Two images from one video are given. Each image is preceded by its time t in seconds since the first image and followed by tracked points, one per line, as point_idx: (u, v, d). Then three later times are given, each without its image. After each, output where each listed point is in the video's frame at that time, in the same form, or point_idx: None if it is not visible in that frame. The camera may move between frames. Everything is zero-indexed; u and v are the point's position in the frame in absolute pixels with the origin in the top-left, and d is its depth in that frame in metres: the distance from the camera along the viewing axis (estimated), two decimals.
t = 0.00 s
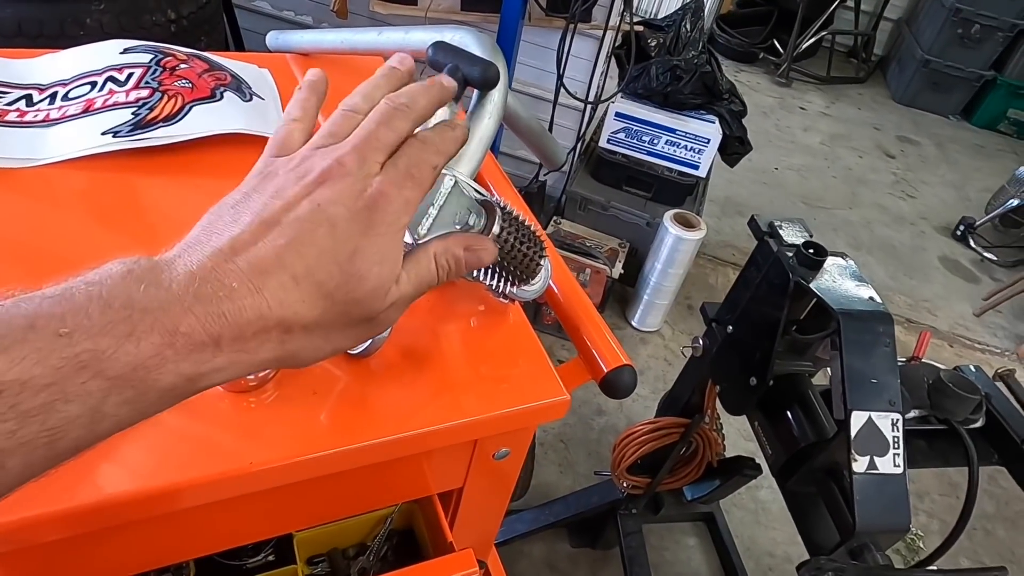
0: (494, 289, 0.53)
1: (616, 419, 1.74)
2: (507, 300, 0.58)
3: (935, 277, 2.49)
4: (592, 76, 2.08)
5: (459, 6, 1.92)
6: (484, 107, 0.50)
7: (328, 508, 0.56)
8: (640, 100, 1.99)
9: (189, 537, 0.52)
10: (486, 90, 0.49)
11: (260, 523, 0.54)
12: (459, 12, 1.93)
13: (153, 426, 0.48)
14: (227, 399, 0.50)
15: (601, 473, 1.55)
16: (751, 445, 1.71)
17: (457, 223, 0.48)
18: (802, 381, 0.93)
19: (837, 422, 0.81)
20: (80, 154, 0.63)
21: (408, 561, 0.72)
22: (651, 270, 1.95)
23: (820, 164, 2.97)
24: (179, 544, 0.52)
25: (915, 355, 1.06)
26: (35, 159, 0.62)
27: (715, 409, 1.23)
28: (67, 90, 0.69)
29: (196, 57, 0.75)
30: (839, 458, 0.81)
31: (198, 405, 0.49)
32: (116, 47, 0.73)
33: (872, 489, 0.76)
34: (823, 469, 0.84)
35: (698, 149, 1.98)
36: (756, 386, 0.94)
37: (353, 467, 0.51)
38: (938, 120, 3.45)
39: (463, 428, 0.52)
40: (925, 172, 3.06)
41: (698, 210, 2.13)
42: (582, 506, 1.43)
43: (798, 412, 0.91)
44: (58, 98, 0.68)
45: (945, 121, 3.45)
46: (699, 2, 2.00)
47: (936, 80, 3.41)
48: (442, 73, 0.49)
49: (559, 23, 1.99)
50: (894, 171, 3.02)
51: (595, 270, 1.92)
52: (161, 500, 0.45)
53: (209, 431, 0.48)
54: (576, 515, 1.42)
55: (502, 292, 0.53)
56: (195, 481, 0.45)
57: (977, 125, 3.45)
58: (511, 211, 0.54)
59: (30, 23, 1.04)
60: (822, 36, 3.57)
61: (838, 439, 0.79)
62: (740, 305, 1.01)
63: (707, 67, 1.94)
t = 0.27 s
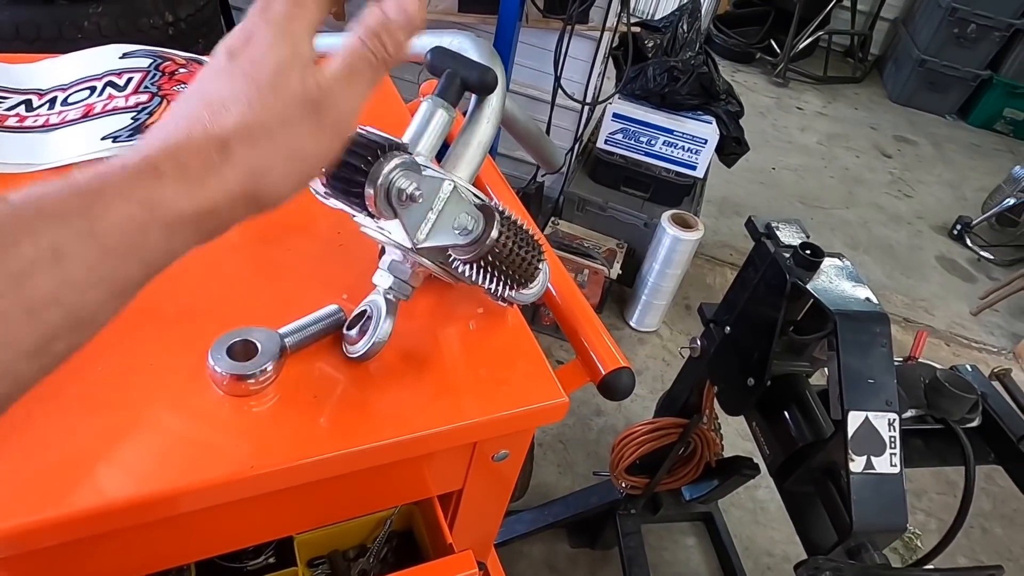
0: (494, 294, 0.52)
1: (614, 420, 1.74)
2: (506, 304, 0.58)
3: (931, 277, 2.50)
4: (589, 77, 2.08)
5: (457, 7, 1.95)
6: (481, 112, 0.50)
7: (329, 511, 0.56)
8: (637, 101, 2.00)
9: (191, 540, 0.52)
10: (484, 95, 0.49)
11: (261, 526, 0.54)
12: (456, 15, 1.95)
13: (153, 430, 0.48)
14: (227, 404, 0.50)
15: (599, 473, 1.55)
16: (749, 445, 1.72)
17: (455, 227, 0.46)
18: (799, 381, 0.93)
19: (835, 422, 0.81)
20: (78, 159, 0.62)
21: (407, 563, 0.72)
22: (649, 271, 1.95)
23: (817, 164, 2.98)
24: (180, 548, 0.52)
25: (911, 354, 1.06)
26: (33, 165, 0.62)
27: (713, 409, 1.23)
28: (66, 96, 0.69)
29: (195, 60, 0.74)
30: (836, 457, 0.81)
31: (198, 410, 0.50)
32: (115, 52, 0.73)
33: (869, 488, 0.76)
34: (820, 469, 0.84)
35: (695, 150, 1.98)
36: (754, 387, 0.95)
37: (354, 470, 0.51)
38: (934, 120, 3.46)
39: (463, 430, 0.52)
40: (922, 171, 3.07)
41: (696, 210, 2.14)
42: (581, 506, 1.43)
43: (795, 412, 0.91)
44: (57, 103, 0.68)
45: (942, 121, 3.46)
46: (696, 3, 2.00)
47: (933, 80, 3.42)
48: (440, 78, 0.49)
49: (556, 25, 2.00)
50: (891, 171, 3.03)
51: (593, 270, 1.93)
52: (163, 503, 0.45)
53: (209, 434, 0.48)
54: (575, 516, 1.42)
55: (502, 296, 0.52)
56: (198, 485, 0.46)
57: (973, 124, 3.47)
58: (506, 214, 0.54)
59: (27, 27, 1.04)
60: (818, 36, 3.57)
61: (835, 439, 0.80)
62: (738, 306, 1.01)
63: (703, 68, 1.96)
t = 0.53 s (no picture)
0: (486, 297, 0.52)
1: (612, 420, 1.74)
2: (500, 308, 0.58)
3: (928, 276, 2.50)
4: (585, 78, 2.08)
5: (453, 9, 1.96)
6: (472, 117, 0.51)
7: (324, 515, 0.56)
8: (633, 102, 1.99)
9: (186, 545, 0.52)
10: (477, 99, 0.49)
11: (256, 530, 0.54)
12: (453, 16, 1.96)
13: (149, 433, 0.48)
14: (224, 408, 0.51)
15: (597, 474, 1.55)
16: (746, 445, 1.72)
17: (447, 232, 0.47)
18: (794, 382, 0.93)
19: (830, 423, 0.81)
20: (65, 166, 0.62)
21: (403, 566, 0.72)
22: (646, 271, 1.95)
23: (814, 164, 2.98)
24: (176, 552, 0.52)
25: (907, 355, 1.06)
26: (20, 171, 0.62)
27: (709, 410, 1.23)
28: (60, 99, 0.68)
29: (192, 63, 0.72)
30: (832, 458, 0.81)
31: (193, 413, 0.50)
32: (111, 55, 0.71)
33: (865, 488, 0.76)
34: (817, 470, 0.84)
35: (692, 151, 1.98)
36: (750, 388, 0.95)
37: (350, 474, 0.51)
38: (931, 120, 3.46)
39: (458, 433, 0.52)
40: (918, 171, 3.07)
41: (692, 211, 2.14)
42: (578, 507, 1.43)
43: (791, 412, 0.91)
44: (50, 107, 0.67)
45: (938, 121, 3.47)
46: (692, 4, 2.01)
47: (929, 80, 3.42)
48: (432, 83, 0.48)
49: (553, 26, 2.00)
50: (888, 170, 3.04)
51: (590, 271, 1.93)
52: (159, 507, 0.45)
53: (204, 437, 0.48)
54: (572, 517, 1.43)
55: (494, 299, 0.52)
56: (194, 488, 0.46)
57: (970, 124, 3.47)
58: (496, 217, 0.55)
59: (21, 29, 1.11)
60: (815, 37, 3.58)
61: (831, 439, 0.80)
62: (734, 307, 1.01)
63: (700, 69, 1.95)
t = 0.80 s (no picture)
0: (488, 306, 0.53)
1: (612, 423, 1.75)
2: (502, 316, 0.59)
3: (927, 278, 2.51)
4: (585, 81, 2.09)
5: (452, 13, 1.96)
6: (475, 129, 0.48)
7: (327, 522, 0.56)
8: (632, 105, 2.00)
9: (190, 553, 0.52)
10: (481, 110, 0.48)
11: (260, 538, 0.54)
12: (452, 20, 1.97)
13: (152, 442, 0.49)
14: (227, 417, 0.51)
15: (597, 477, 1.55)
16: (746, 447, 1.73)
17: (450, 242, 0.47)
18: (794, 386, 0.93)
19: (830, 427, 0.82)
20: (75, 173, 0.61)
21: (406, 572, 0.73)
22: (646, 274, 1.96)
23: (813, 166, 2.99)
24: (179, 561, 0.52)
25: (907, 358, 1.07)
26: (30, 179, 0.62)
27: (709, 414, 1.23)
28: (64, 109, 0.68)
29: (196, 73, 0.72)
30: (831, 462, 0.82)
31: (197, 422, 0.50)
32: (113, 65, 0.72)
33: (864, 492, 0.77)
34: (816, 474, 0.85)
35: (691, 153, 1.99)
36: (750, 392, 0.96)
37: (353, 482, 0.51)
38: (930, 121, 3.47)
39: (460, 441, 0.52)
40: (917, 173, 3.08)
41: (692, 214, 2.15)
42: (579, 510, 1.43)
43: (791, 416, 0.92)
44: (55, 117, 0.68)
45: (937, 122, 3.47)
46: (691, 7, 2.01)
47: (928, 82, 3.43)
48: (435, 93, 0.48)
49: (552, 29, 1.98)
50: (887, 172, 3.04)
51: (590, 274, 1.93)
52: (162, 517, 0.46)
53: (207, 446, 0.49)
54: (573, 520, 1.43)
55: (497, 308, 0.53)
56: (198, 498, 0.46)
57: (968, 125, 3.48)
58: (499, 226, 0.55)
59: (24, 35, 1.14)
60: (814, 38, 3.59)
61: (830, 444, 0.80)
62: (734, 311, 1.01)
63: (699, 73, 1.95)
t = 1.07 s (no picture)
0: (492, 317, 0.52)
1: (615, 427, 1.74)
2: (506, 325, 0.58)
3: (932, 282, 2.50)
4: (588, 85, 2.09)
5: (456, 17, 1.96)
6: (480, 136, 0.48)
7: (330, 531, 0.56)
8: (636, 108, 2.00)
9: (193, 563, 0.52)
10: (484, 120, 0.47)
11: (263, 547, 0.54)
12: (456, 24, 1.97)
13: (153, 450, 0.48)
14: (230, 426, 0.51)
15: (601, 482, 1.55)
16: (749, 452, 1.72)
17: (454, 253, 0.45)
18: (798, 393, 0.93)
19: (835, 434, 0.81)
20: (84, 181, 0.63)
21: None
22: (649, 278, 1.96)
23: (817, 169, 2.98)
24: (183, 569, 0.52)
25: (911, 364, 1.06)
26: (38, 186, 0.61)
27: (713, 419, 1.23)
28: (69, 116, 0.69)
29: (197, 80, 0.75)
30: (836, 469, 0.81)
31: (199, 430, 0.50)
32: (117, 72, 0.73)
33: (869, 500, 0.76)
34: (821, 481, 0.84)
35: (695, 157, 1.99)
36: (754, 399, 0.95)
37: (355, 492, 0.51)
38: (935, 124, 3.46)
39: (464, 451, 0.52)
40: (922, 176, 3.07)
41: (695, 217, 2.14)
42: (582, 515, 1.43)
43: (795, 422, 0.91)
44: (61, 123, 0.68)
45: (941, 125, 3.46)
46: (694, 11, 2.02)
47: (932, 85, 3.42)
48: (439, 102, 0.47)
49: (555, 33, 1.98)
50: (891, 176, 3.03)
51: (593, 277, 1.93)
52: (165, 527, 0.46)
53: (209, 455, 0.49)
54: (576, 525, 1.43)
55: (500, 318, 0.52)
56: (202, 508, 0.46)
57: (973, 128, 3.47)
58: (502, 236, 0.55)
59: (29, 41, 1.15)
60: (818, 42, 3.59)
61: (836, 451, 0.80)
62: (738, 317, 1.01)
63: (702, 76, 1.95)
